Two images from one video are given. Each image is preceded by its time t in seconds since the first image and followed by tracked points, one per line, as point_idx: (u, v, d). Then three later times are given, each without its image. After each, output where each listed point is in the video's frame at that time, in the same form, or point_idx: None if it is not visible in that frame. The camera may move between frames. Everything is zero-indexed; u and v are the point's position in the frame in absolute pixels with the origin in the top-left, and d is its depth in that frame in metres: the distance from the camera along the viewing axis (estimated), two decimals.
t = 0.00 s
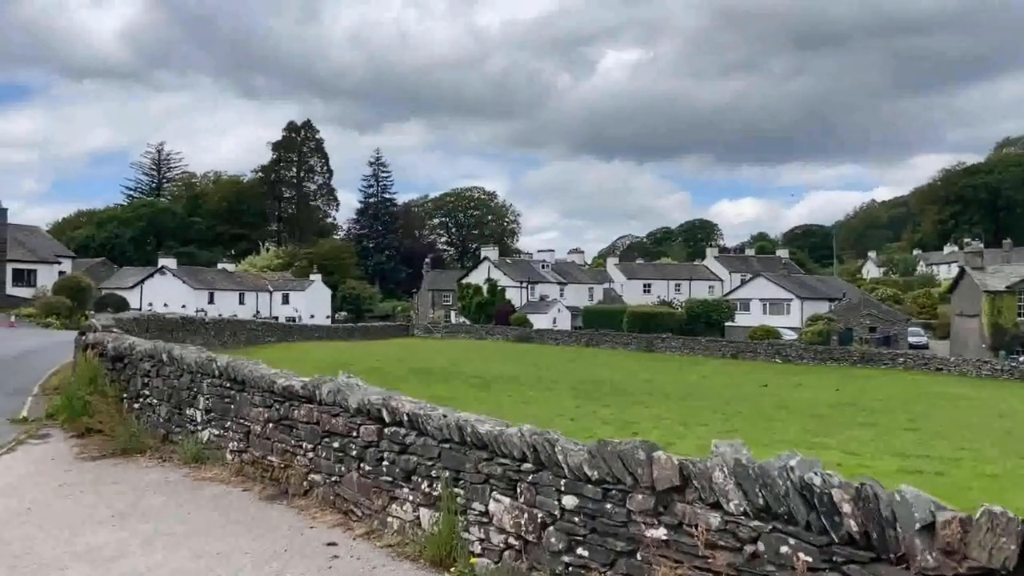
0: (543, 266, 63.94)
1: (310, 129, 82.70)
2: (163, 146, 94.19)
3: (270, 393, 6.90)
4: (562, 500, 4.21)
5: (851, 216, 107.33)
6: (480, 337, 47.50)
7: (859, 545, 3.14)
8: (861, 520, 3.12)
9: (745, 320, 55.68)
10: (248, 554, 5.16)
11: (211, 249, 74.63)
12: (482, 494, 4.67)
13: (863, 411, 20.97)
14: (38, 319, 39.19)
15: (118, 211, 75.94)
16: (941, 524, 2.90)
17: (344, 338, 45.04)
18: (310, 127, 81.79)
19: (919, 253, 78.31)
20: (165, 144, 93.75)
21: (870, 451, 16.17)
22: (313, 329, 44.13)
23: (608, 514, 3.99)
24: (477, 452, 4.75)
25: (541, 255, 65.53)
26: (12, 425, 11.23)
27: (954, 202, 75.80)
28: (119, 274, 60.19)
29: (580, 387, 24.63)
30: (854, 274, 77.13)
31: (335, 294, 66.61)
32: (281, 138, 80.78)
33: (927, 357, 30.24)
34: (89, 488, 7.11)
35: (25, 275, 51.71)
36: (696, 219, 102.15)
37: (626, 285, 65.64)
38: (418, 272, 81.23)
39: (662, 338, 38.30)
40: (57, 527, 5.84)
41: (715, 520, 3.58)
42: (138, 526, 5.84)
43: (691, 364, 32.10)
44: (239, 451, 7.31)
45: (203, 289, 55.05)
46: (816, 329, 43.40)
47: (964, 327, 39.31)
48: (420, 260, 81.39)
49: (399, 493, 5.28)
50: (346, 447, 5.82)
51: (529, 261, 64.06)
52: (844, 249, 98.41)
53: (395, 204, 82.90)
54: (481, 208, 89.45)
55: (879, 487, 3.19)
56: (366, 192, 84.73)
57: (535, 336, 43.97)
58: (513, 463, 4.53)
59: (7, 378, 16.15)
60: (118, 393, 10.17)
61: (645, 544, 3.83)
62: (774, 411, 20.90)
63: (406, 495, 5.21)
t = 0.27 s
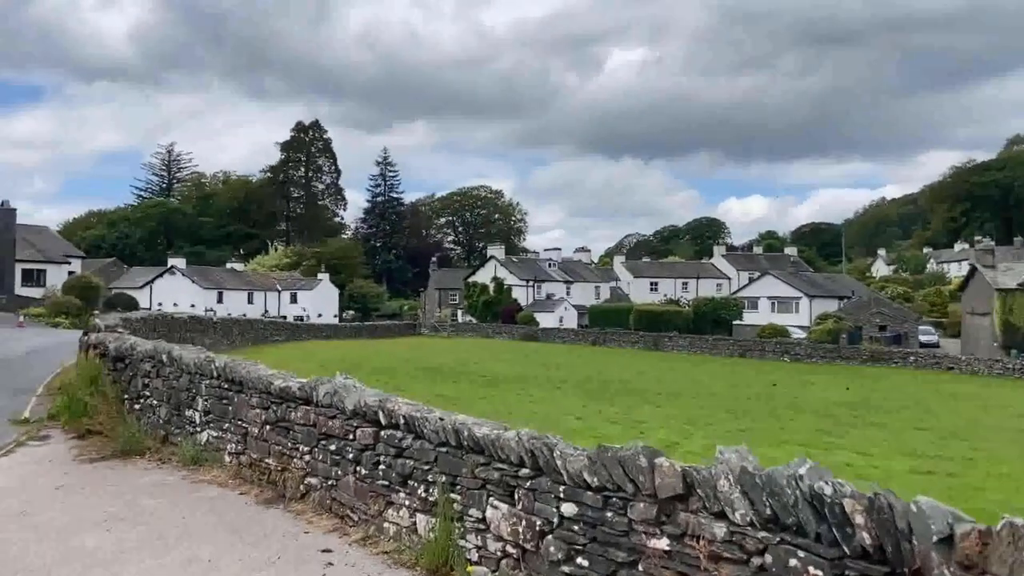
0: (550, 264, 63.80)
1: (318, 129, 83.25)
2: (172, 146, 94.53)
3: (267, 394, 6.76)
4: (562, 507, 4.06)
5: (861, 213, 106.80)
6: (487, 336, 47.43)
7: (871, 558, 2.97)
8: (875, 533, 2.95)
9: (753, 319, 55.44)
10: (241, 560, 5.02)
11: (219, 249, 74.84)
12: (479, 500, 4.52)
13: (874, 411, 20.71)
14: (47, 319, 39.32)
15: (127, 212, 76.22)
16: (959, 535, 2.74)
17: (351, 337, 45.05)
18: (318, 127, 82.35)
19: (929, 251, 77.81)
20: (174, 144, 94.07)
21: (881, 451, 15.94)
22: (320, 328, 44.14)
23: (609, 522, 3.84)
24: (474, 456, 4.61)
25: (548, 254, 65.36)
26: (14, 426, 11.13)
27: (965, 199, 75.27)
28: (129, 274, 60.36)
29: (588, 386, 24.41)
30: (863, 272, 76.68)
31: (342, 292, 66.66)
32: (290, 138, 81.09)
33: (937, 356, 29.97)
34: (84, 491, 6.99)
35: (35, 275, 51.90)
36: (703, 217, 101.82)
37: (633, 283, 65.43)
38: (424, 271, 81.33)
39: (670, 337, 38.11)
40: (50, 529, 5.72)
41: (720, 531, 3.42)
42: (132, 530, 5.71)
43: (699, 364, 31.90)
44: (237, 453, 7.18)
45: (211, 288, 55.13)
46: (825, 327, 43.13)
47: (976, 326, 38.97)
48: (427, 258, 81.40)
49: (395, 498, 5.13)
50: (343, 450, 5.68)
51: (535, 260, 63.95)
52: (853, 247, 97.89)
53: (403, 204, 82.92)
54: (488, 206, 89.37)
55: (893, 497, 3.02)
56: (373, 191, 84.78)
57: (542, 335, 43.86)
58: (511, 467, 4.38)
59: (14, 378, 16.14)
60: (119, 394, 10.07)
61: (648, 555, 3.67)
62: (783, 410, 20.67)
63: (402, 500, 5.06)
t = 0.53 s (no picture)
0: (558, 262, 63.54)
1: (325, 128, 82.39)
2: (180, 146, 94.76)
3: (266, 396, 6.63)
4: (563, 517, 3.91)
5: (871, 211, 106.17)
6: (494, 334, 47.30)
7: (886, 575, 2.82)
8: (892, 548, 2.78)
9: (762, 317, 55.12)
10: (236, 568, 4.89)
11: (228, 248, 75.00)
12: (479, 507, 4.38)
13: (886, 410, 20.47)
14: (56, 318, 39.40)
15: (136, 211, 76.43)
16: (981, 551, 2.55)
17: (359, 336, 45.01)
18: (326, 125, 81.39)
19: (940, 248, 77.22)
20: (182, 144, 94.28)
21: (893, 451, 15.74)
22: (328, 326, 44.11)
23: (613, 532, 3.69)
24: (474, 462, 4.46)
25: (555, 252, 65.11)
26: (17, 427, 11.04)
27: (977, 196, 74.65)
28: (137, 273, 60.50)
29: (595, 386, 24.23)
30: (874, 270, 76.16)
31: (350, 292, 66.67)
32: (297, 137, 80.42)
33: (950, 354, 29.65)
34: (82, 494, 6.89)
35: (44, 274, 52.06)
36: (712, 215, 101.35)
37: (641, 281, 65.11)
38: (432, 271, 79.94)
39: (678, 335, 37.89)
40: (44, 536, 5.61)
41: (728, 544, 3.27)
42: (127, 536, 5.60)
43: (707, 362, 31.68)
44: (236, 456, 7.05)
45: (219, 288, 55.16)
46: (836, 325, 42.82)
47: (989, 324, 38.56)
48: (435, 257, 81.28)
49: (394, 504, 4.99)
50: (342, 454, 5.54)
51: (542, 258, 63.76)
52: (863, 244, 97.26)
53: (410, 202, 82.84)
54: (496, 205, 89.23)
55: (911, 507, 2.86)
56: (381, 190, 84.74)
57: (550, 333, 43.69)
58: (511, 474, 4.24)
59: (19, 378, 16.09)
60: (120, 394, 9.97)
61: (653, 569, 3.52)
62: (793, 410, 20.44)
63: (401, 506, 4.93)
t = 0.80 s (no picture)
0: (567, 261, 63.35)
1: (333, 127, 82.98)
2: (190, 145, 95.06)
3: (267, 396, 6.54)
4: (568, 521, 3.79)
5: (882, 209, 105.49)
6: (503, 333, 47.18)
7: None
8: (910, 557, 2.65)
9: (773, 316, 54.80)
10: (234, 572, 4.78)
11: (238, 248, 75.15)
12: (481, 512, 4.26)
13: (897, 409, 20.25)
14: (66, 317, 39.50)
15: (146, 211, 76.67)
16: (1005, 562, 2.42)
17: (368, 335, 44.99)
18: (334, 125, 81.78)
19: (952, 246, 76.63)
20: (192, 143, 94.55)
21: (905, 451, 15.55)
22: (337, 325, 44.08)
23: (620, 538, 3.56)
24: (475, 466, 4.35)
25: (564, 251, 64.92)
26: (22, 426, 10.98)
27: (989, 194, 74.04)
28: (147, 272, 60.65)
29: (604, 385, 24.07)
30: (885, 268, 75.63)
31: (358, 291, 66.71)
32: (305, 137, 80.85)
33: (963, 353, 29.36)
34: (83, 495, 6.81)
35: (55, 273, 52.25)
36: (721, 213, 100.95)
37: (650, 280, 64.83)
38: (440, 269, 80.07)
39: (688, 334, 37.67)
40: (42, 537, 5.53)
41: (738, 551, 3.14)
42: (126, 538, 5.51)
43: (717, 361, 31.46)
44: (237, 457, 6.96)
45: (229, 286, 55.23)
46: (847, 324, 42.49)
47: (1001, 322, 38.19)
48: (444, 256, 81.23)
49: (396, 507, 4.88)
50: (343, 455, 5.44)
51: (551, 257, 63.61)
52: (874, 242, 96.64)
53: (419, 201, 82.83)
54: (504, 203, 89.14)
55: (930, 514, 2.72)
56: (389, 189, 84.77)
57: (558, 332, 43.54)
58: (514, 478, 4.12)
59: (26, 378, 16.06)
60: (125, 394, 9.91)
61: None
62: (804, 410, 20.22)
63: (403, 509, 4.81)
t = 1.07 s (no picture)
0: (577, 260, 63.16)
1: (345, 126, 83.13)
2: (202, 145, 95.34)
3: (270, 395, 6.43)
4: (574, 525, 3.66)
5: (894, 207, 104.82)
6: (513, 332, 47.05)
7: None
8: (932, 567, 2.51)
9: (784, 315, 54.48)
10: None
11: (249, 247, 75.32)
12: (485, 515, 4.13)
13: (911, 409, 19.99)
14: (77, 316, 39.56)
15: (158, 210, 76.92)
16: None
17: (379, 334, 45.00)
18: (346, 124, 81.94)
19: (965, 245, 76.03)
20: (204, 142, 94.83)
21: (918, 451, 15.34)
22: (347, 324, 44.05)
23: (627, 544, 3.43)
24: (479, 468, 4.22)
25: (575, 250, 64.71)
26: (27, 425, 10.95)
27: (1003, 192, 73.41)
28: (159, 271, 60.82)
29: (613, 384, 23.89)
30: (897, 267, 75.12)
31: (369, 290, 66.65)
32: (316, 136, 80.84)
33: (976, 352, 29.04)
34: (85, 496, 6.73)
35: (66, 273, 52.42)
36: (732, 212, 100.51)
37: (661, 279, 64.51)
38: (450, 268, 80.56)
39: (699, 333, 37.43)
40: (40, 539, 5.44)
41: (751, 559, 3.01)
42: (124, 541, 5.40)
43: (727, 360, 31.21)
44: (240, 457, 6.86)
45: (239, 286, 55.27)
46: (858, 323, 42.18)
47: (1014, 322, 37.78)
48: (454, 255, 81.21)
49: (398, 509, 4.76)
50: (344, 456, 5.32)
51: (562, 256, 63.44)
52: (886, 241, 95.90)
53: (429, 200, 82.82)
54: (515, 202, 89.05)
55: (955, 522, 2.58)
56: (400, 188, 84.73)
57: (569, 331, 43.41)
58: (519, 480, 3.98)
59: (35, 377, 16.02)
60: (129, 393, 9.85)
61: None
62: (816, 409, 20.00)
63: (405, 512, 4.69)
